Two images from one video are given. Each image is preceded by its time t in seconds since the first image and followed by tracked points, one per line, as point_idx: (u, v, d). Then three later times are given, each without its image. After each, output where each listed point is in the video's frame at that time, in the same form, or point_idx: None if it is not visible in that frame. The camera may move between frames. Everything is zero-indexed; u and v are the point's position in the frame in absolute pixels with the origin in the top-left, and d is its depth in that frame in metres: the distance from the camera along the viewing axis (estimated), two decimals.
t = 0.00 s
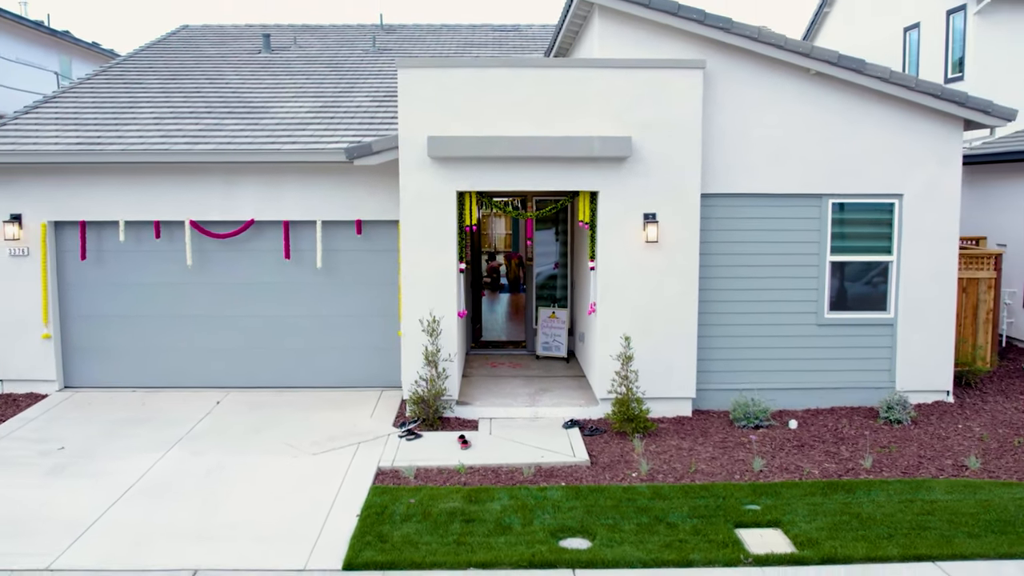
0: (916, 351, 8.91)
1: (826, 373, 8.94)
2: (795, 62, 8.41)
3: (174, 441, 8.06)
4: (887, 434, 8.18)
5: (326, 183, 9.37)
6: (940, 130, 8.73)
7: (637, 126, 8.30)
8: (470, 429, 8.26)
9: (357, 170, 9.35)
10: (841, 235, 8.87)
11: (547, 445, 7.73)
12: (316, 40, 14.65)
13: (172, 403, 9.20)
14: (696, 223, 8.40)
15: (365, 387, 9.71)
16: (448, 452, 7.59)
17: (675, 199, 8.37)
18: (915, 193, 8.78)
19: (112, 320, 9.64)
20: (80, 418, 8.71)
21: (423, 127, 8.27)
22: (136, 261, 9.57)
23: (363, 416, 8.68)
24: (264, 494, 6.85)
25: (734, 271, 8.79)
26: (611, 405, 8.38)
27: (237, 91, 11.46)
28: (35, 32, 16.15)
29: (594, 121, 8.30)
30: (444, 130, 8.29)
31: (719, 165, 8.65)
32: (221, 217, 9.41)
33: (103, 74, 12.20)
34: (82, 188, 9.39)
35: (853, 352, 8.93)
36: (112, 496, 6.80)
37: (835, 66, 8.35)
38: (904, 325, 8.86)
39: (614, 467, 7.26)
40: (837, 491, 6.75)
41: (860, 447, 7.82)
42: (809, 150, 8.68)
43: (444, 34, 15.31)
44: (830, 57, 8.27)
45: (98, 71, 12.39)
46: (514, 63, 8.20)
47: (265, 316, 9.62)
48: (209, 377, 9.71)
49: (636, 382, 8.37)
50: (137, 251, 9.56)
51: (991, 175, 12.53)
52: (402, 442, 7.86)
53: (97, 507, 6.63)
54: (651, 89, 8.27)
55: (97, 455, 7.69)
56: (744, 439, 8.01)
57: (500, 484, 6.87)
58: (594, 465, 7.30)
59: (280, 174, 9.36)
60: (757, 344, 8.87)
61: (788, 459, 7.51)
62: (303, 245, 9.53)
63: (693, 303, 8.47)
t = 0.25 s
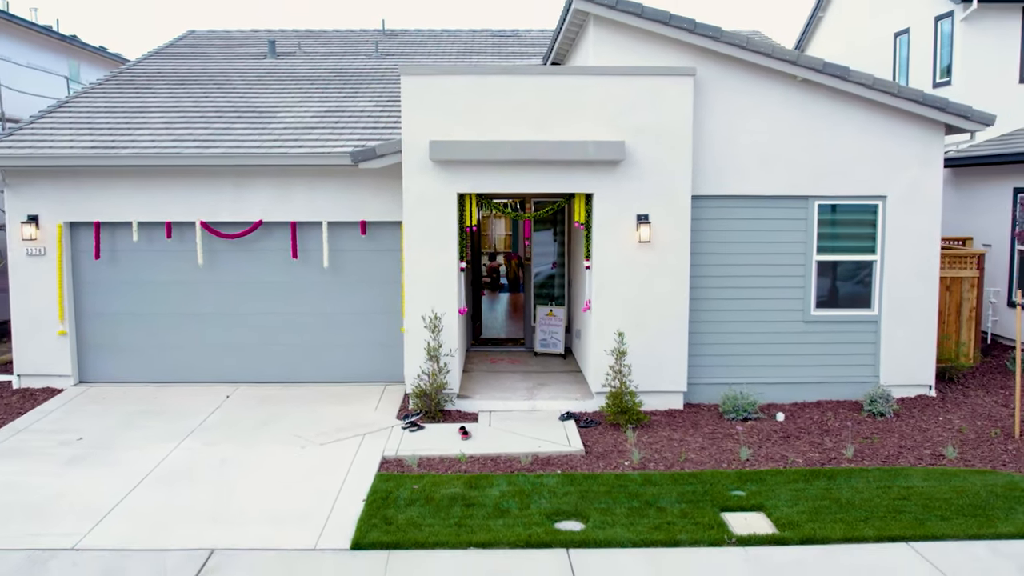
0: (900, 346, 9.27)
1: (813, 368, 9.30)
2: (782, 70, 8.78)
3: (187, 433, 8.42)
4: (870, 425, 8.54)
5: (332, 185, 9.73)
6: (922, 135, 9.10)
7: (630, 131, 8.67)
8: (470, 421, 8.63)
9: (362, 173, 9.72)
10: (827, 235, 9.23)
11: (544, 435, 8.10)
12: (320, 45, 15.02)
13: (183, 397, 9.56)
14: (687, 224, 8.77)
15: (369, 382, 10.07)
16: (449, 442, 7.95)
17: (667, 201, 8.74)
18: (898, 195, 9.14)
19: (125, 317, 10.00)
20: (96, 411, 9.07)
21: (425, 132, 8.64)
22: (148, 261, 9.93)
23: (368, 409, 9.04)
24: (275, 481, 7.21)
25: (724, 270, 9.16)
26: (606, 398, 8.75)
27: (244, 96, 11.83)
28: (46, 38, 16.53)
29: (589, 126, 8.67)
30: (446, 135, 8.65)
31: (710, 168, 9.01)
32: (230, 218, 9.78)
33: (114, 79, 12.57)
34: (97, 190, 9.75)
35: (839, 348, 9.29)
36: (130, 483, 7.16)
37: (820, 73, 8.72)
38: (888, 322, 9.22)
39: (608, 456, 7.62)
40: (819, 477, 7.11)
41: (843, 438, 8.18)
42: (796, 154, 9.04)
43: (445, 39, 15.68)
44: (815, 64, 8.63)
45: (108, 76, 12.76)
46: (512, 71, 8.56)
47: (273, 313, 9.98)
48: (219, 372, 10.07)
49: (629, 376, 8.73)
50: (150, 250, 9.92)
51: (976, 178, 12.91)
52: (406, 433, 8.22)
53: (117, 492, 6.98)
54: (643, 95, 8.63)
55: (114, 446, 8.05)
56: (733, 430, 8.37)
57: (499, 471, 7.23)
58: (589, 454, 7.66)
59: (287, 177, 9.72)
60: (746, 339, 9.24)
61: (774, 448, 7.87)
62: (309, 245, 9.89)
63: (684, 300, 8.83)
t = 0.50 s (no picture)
0: (883, 342, 9.66)
1: (800, 364, 9.69)
2: (769, 78, 9.19)
3: (201, 424, 8.82)
4: (854, 418, 8.93)
5: (339, 188, 10.14)
6: (904, 140, 9.51)
7: (624, 136, 9.08)
8: (472, 413, 9.03)
9: (368, 177, 10.12)
10: (813, 236, 9.64)
11: (543, 427, 8.50)
12: (325, 52, 15.45)
13: (196, 392, 9.96)
14: (679, 225, 9.17)
15: (374, 378, 10.47)
16: (451, 433, 8.34)
17: (659, 203, 9.15)
18: (880, 198, 9.55)
19: (140, 315, 10.40)
20: (113, 405, 9.47)
21: (429, 137, 9.05)
22: (162, 261, 10.34)
23: (373, 403, 9.44)
24: (287, 469, 7.61)
25: (714, 270, 9.56)
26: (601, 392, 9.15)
27: (253, 102, 12.25)
28: (60, 45, 17.01)
29: (585, 131, 9.08)
30: (448, 140, 9.05)
31: (701, 172, 9.42)
32: (241, 220, 10.18)
33: (126, 85, 12.99)
34: (113, 193, 10.16)
35: (824, 344, 9.69)
36: (150, 470, 7.56)
37: (806, 81, 9.13)
38: (871, 319, 9.61)
39: (602, 446, 8.01)
40: (803, 465, 7.50)
41: (827, 429, 8.58)
42: (783, 158, 9.45)
43: (447, 46, 16.10)
44: (801, 73, 9.04)
45: (121, 82, 13.18)
46: (512, 79, 8.97)
47: (282, 311, 10.38)
48: (230, 368, 10.48)
49: (623, 370, 9.13)
50: (164, 251, 10.33)
51: (962, 180, 13.31)
52: (410, 425, 8.62)
53: (138, 479, 7.39)
54: (637, 102, 9.04)
55: (132, 436, 8.45)
56: (722, 422, 8.77)
57: (499, 460, 7.62)
58: (584, 444, 8.06)
59: (296, 180, 10.13)
60: (735, 336, 9.63)
61: (761, 439, 8.27)
62: (317, 246, 10.30)
63: (676, 298, 9.23)
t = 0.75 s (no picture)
0: (868, 339, 10.09)
1: (788, 360, 10.13)
2: (758, 87, 9.64)
3: (217, 417, 9.25)
4: (839, 411, 9.37)
5: (347, 192, 10.59)
6: (887, 146, 9.96)
7: (620, 143, 9.53)
8: (474, 407, 9.46)
9: (374, 181, 10.57)
10: (800, 238, 10.08)
11: (542, 419, 8.94)
12: (331, 60, 15.90)
13: (210, 387, 10.39)
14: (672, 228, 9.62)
15: (380, 374, 10.90)
16: (455, 425, 8.77)
17: (653, 207, 9.59)
18: (865, 201, 10.00)
19: (156, 314, 10.84)
20: (131, 399, 9.90)
21: (433, 144, 9.50)
22: (177, 261, 10.78)
23: (380, 397, 9.87)
24: (300, 458, 8.04)
25: (706, 270, 10.01)
26: (597, 386, 9.59)
27: (263, 109, 12.70)
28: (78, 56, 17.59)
29: (582, 138, 9.53)
30: (452, 146, 9.50)
31: (693, 177, 9.87)
32: (253, 222, 10.62)
33: (139, 93, 13.45)
34: (131, 197, 10.60)
35: (811, 341, 10.13)
36: (171, 459, 7.99)
37: (793, 90, 9.58)
38: (856, 317, 10.05)
39: (598, 437, 8.45)
40: (787, 454, 7.93)
41: (813, 421, 9.01)
42: (772, 164, 9.90)
43: (449, 53, 16.56)
44: (788, 82, 9.50)
45: (134, 90, 13.64)
46: (513, 88, 9.42)
47: (291, 310, 10.82)
48: (242, 365, 10.91)
49: (619, 366, 9.57)
50: (179, 252, 10.77)
51: (948, 185, 13.76)
52: (415, 418, 9.06)
53: (160, 467, 7.82)
54: (632, 110, 9.50)
55: (151, 428, 8.88)
56: (713, 415, 9.21)
57: (500, 449, 8.06)
58: (581, 435, 8.50)
59: (306, 184, 10.57)
60: (726, 334, 10.07)
61: (749, 430, 8.70)
62: (326, 247, 10.74)
63: (669, 297, 9.67)
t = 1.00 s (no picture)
0: (854, 338, 10.56)
1: (777, 357, 10.59)
2: (748, 97, 10.13)
3: (233, 412, 9.72)
4: (825, 406, 9.83)
5: (356, 197, 11.07)
6: (871, 153, 10.44)
7: (616, 150, 10.01)
8: (477, 402, 9.93)
9: (382, 187, 11.06)
10: (789, 241, 10.56)
11: (542, 413, 9.40)
12: (337, 69, 16.41)
13: (224, 384, 10.86)
14: (667, 231, 10.10)
15: (387, 371, 11.37)
16: (459, 419, 9.24)
17: (648, 211, 10.07)
18: (850, 206, 10.48)
19: (172, 314, 11.31)
20: (150, 395, 10.37)
21: (439, 152, 9.99)
22: (193, 263, 11.26)
23: (387, 393, 10.34)
24: (314, 448, 8.51)
25: (698, 272, 10.49)
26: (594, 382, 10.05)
27: (273, 117, 13.20)
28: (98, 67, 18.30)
29: (580, 146, 10.01)
30: (457, 154, 9.99)
31: (686, 183, 10.35)
32: (266, 226, 11.10)
33: (154, 101, 13.95)
34: (149, 201, 11.09)
35: (800, 340, 10.59)
36: (191, 450, 8.46)
37: (781, 100, 10.07)
38: (842, 317, 10.53)
39: (595, 429, 8.91)
40: (774, 444, 8.40)
41: (800, 415, 9.47)
42: (761, 170, 10.39)
43: (452, 63, 17.07)
44: (777, 92, 9.98)
45: (148, 98, 14.14)
46: (514, 99, 9.91)
47: (302, 310, 11.29)
48: (254, 363, 11.38)
49: (615, 363, 10.04)
50: (195, 255, 11.25)
51: (934, 190, 14.25)
52: (422, 412, 9.52)
53: (181, 457, 8.28)
54: (628, 120, 9.98)
55: (171, 422, 9.35)
56: (704, 409, 9.67)
57: (503, 440, 8.52)
58: (579, 428, 8.96)
59: (316, 190, 11.06)
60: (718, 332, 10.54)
61: (739, 423, 9.17)
62: (335, 250, 11.22)
63: (663, 297, 10.15)
